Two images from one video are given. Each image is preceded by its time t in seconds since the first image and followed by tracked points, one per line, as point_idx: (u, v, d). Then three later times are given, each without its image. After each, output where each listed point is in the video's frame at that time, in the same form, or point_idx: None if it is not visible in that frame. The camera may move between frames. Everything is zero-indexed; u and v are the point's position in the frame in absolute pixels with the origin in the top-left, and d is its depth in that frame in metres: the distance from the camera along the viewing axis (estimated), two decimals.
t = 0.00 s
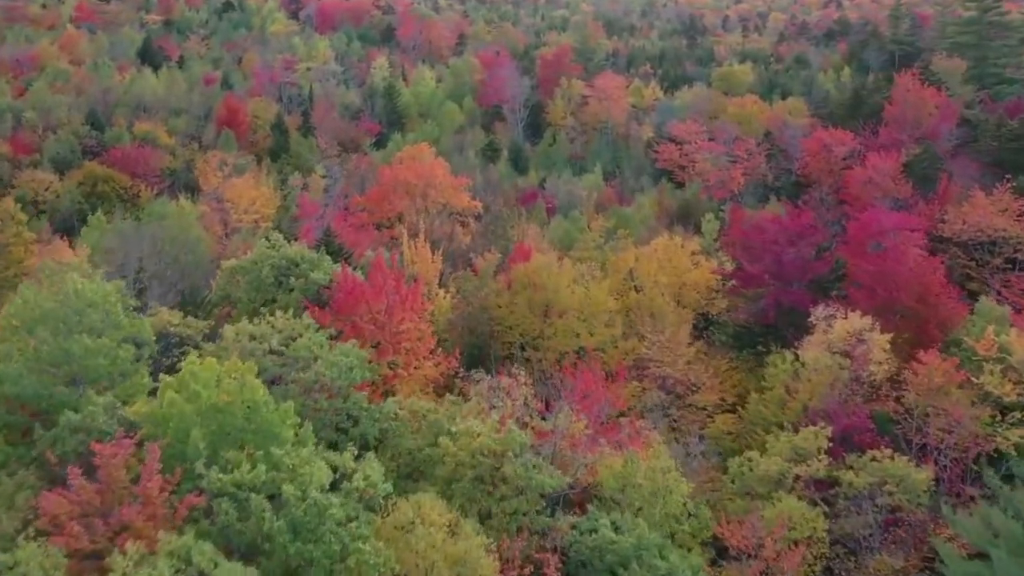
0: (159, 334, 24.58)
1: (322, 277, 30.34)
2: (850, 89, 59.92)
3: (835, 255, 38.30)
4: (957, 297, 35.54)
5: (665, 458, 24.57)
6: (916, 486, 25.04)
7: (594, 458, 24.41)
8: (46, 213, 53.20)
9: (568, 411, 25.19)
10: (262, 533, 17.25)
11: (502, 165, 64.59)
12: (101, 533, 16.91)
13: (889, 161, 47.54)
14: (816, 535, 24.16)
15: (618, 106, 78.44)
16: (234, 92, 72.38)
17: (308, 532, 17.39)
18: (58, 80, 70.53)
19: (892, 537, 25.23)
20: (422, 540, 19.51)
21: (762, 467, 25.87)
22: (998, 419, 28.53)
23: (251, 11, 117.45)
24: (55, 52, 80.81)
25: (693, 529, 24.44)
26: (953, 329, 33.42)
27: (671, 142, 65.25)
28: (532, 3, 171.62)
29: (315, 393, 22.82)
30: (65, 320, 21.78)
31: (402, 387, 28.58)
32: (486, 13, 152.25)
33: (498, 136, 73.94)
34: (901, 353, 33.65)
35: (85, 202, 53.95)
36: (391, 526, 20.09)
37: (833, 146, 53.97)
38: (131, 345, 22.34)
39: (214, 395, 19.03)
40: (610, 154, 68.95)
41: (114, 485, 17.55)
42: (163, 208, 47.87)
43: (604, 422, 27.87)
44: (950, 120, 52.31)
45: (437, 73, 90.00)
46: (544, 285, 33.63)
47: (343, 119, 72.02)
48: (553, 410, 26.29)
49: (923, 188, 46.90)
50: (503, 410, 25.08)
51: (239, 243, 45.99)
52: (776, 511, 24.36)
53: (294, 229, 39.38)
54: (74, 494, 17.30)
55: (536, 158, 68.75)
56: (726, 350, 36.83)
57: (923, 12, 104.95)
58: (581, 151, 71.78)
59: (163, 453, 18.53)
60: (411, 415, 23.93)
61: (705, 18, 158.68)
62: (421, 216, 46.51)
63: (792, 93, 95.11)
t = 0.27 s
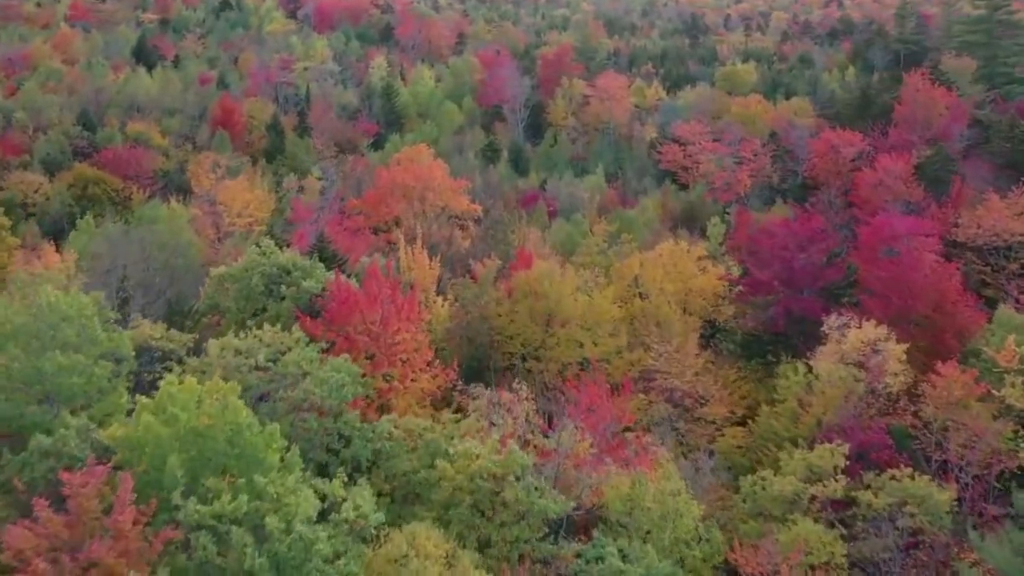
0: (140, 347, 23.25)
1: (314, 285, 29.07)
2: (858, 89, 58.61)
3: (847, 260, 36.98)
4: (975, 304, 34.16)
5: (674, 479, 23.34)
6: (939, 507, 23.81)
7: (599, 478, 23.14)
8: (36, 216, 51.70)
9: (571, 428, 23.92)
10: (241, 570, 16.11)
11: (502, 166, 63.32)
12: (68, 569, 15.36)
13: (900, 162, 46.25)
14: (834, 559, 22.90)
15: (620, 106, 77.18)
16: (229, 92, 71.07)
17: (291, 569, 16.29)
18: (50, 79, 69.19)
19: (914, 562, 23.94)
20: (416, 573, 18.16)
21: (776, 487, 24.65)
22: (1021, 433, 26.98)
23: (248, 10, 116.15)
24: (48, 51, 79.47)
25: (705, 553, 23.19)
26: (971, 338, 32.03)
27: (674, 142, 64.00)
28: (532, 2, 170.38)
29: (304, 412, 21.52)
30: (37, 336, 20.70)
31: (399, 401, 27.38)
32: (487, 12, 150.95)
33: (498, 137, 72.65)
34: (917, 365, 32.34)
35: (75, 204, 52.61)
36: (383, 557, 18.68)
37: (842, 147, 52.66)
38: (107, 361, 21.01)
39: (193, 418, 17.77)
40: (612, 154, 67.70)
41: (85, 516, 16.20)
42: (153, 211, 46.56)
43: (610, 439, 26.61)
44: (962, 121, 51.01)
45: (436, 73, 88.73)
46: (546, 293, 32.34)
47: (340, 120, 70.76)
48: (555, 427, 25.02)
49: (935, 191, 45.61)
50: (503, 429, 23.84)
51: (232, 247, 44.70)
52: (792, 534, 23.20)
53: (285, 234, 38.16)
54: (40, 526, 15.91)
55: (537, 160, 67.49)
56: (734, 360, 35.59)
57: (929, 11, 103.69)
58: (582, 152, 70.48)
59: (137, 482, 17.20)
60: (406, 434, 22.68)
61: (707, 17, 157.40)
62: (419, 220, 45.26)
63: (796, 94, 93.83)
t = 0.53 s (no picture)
0: (117, 363, 21.92)
1: (305, 294, 27.82)
2: (866, 89, 57.32)
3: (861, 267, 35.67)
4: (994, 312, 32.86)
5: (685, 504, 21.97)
6: (964, 532, 22.48)
7: (606, 502, 21.73)
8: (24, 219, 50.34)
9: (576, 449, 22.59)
10: None
11: (502, 167, 62.04)
12: None
13: (912, 164, 44.96)
14: None
15: (623, 106, 75.90)
16: (224, 92, 69.76)
17: None
18: (41, 78, 67.88)
19: None
20: None
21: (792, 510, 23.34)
22: None
23: (245, 8, 114.82)
24: (41, 49, 78.14)
25: None
26: (991, 350, 30.96)
27: (678, 143, 62.77)
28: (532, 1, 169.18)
29: (290, 434, 20.36)
30: (6, 355, 19.74)
31: (394, 416, 26.11)
32: (487, 10, 149.69)
33: (498, 137, 71.37)
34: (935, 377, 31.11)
35: (65, 207, 51.10)
36: None
37: (851, 148, 51.35)
38: (80, 379, 20.00)
39: (168, 445, 16.44)
40: (614, 155, 66.41)
41: (49, 554, 14.87)
42: (143, 214, 45.27)
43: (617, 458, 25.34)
44: (974, 121, 49.71)
45: (435, 72, 87.44)
46: (548, 301, 31.04)
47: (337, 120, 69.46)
48: (559, 445, 23.75)
49: (948, 194, 44.32)
50: (504, 448, 22.59)
51: (224, 252, 43.41)
52: (809, 560, 21.88)
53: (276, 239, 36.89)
54: None
55: (537, 161, 66.21)
56: (743, 370, 34.34)
57: (935, 9, 102.46)
58: (584, 153, 69.21)
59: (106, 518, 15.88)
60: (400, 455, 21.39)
61: (708, 16, 156.20)
62: (416, 224, 43.99)
63: (800, 93, 92.58)
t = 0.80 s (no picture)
0: (90, 382, 20.54)
1: (295, 305, 26.50)
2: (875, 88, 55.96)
3: (875, 273, 34.33)
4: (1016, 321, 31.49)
5: (697, 531, 20.56)
6: (994, 561, 21.02)
7: (614, 530, 20.27)
8: (12, 222, 48.95)
9: (581, 472, 21.20)
10: None
11: (502, 169, 60.69)
12: None
13: (925, 166, 43.60)
14: None
15: (625, 105, 74.55)
16: (218, 92, 68.38)
17: None
18: (32, 77, 66.50)
19: None
20: None
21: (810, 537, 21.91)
22: None
23: (242, 6, 113.42)
24: (32, 48, 76.74)
25: None
26: (1014, 360, 29.61)
27: (682, 143, 61.49)
28: None
29: (276, 459, 19.01)
30: None
31: (389, 434, 24.83)
32: (486, 9, 148.28)
33: (498, 137, 70.02)
34: (956, 390, 29.76)
35: (53, 209, 49.71)
36: None
37: (861, 150, 49.99)
38: (49, 402, 18.86)
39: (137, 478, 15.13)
40: (616, 156, 65.06)
41: None
42: (132, 218, 43.91)
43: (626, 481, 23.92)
44: (988, 122, 48.35)
45: (434, 71, 86.09)
46: (550, 311, 29.65)
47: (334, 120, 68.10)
48: (563, 467, 22.42)
49: (962, 197, 42.97)
50: (506, 470, 21.26)
51: (215, 258, 42.05)
52: None
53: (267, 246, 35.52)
54: None
55: (538, 162, 64.89)
56: (753, 382, 33.02)
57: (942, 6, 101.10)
58: (586, 154, 67.86)
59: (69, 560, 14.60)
60: (392, 481, 20.10)
61: (710, 14, 154.89)
62: (414, 229, 42.68)
63: (804, 93, 91.26)
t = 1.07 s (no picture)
0: (61, 404, 19.13)
1: (284, 317, 25.11)
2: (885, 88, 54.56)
3: (891, 281, 32.94)
4: None
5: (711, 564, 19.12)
6: None
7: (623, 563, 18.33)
8: None
9: (587, 501, 19.84)
10: None
11: (502, 171, 59.29)
12: None
13: (939, 168, 42.20)
14: None
15: (627, 106, 73.14)
16: (212, 91, 66.98)
17: None
18: (22, 76, 65.06)
19: None
20: None
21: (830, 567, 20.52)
22: None
23: (239, 5, 112.08)
24: (24, 46, 75.27)
25: None
26: None
27: (686, 144, 60.05)
28: None
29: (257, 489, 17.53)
30: None
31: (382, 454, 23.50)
32: (486, 8, 146.85)
33: (498, 138, 68.63)
34: (978, 404, 28.33)
35: (41, 212, 48.26)
36: None
37: (871, 151, 48.60)
38: (13, 428, 17.47)
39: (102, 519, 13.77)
40: (619, 156, 63.65)
41: None
42: (121, 221, 42.51)
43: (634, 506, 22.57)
44: (1002, 122, 46.94)
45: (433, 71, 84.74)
46: (553, 321, 28.26)
47: (330, 119, 66.70)
48: (567, 494, 21.07)
49: (978, 200, 41.59)
50: (506, 497, 19.93)
51: (205, 264, 40.74)
52: None
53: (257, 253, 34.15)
54: None
55: (539, 164, 63.52)
56: (764, 395, 31.68)
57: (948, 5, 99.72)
58: (588, 154, 66.47)
59: None
60: (384, 512, 18.77)
61: (711, 13, 153.57)
62: (411, 234, 41.31)
63: (809, 92, 89.85)
